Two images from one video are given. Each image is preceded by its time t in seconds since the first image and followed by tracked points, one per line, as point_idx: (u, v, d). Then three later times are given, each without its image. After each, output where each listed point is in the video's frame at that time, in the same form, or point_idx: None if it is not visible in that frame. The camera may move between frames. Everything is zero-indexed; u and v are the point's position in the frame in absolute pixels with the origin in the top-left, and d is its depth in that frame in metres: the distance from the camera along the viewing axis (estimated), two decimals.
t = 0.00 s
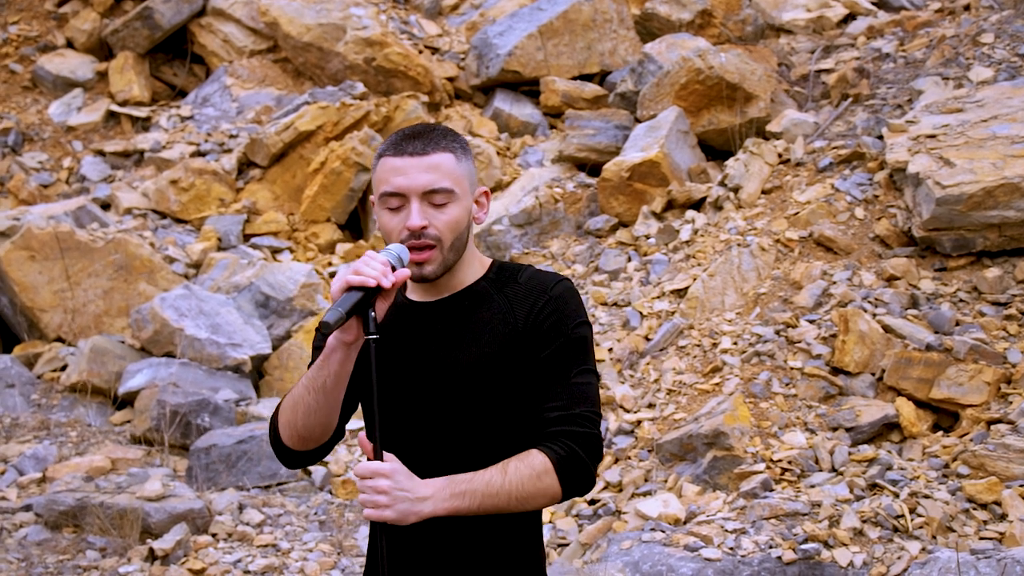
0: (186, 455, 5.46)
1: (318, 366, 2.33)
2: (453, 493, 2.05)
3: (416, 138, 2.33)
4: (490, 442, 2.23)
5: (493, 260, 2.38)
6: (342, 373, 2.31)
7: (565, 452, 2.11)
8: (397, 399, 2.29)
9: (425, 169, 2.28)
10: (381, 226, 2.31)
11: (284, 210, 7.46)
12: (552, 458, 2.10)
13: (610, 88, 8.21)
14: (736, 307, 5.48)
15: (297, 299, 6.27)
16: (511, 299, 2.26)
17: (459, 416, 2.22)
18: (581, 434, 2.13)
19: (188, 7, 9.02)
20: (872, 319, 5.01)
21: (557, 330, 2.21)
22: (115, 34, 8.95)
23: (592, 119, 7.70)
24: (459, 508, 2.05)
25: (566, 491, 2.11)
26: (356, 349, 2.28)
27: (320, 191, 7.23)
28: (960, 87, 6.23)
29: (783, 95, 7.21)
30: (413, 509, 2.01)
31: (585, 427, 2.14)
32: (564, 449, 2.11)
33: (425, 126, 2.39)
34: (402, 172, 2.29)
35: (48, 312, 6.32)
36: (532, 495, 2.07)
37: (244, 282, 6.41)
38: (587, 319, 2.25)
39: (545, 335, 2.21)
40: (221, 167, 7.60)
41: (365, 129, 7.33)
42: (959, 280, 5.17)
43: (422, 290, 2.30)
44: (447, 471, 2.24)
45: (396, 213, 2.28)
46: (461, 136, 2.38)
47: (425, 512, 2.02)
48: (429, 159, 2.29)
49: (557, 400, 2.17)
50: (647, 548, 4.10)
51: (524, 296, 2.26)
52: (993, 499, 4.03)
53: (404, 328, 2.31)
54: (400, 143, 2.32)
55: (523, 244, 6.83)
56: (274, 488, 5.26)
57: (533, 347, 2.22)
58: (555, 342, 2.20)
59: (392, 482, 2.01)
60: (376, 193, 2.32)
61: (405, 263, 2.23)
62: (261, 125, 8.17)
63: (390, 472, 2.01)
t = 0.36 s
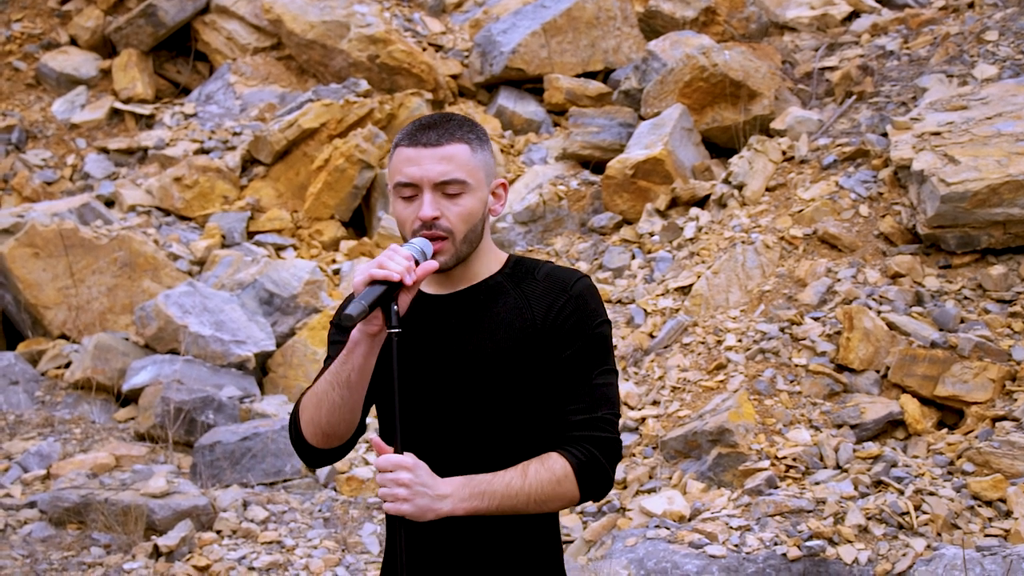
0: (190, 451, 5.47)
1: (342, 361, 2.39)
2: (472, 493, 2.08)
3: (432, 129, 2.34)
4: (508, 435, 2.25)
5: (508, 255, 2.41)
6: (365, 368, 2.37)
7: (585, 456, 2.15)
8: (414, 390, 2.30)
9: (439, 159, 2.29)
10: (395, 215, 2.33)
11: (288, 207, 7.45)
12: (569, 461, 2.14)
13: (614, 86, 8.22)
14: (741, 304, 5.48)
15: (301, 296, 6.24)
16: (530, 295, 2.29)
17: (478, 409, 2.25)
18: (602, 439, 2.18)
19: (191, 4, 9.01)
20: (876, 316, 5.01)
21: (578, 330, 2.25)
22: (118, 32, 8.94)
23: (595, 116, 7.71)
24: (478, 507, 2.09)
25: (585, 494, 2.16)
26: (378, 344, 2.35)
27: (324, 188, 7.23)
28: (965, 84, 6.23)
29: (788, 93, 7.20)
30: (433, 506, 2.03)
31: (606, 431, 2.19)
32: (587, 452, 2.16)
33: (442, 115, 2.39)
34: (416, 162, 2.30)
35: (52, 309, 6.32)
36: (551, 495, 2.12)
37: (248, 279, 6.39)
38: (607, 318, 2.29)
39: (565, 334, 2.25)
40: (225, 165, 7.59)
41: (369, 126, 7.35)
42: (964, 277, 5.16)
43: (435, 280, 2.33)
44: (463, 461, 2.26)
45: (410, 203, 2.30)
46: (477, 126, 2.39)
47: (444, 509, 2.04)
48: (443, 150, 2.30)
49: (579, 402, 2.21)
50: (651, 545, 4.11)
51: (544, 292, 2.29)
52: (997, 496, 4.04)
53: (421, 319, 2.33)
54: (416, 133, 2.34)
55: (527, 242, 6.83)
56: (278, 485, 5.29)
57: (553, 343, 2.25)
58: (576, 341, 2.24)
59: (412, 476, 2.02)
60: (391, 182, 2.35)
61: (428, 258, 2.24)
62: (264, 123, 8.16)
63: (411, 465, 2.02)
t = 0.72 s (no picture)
0: (185, 455, 5.26)
1: (356, 355, 2.20)
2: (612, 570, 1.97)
3: (445, 115, 2.25)
4: (538, 446, 2.09)
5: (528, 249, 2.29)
6: (381, 362, 2.19)
7: (664, 464, 2.06)
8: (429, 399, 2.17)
9: (456, 145, 2.19)
10: (408, 205, 2.21)
11: (285, 201, 7.22)
12: (659, 479, 2.06)
13: (624, 75, 7.98)
14: (757, 302, 5.28)
15: (299, 293, 6.02)
16: (548, 293, 2.15)
17: (501, 419, 2.10)
18: (666, 438, 2.08)
19: None
20: (899, 314, 4.82)
21: (606, 327, 2.12)
22: (108, 19, 8.68)
23: (605, 107, 7.50)
24: None
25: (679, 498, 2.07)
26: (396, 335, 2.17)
27: (322, 181, 7.00)
28: (990, 73, 6.02)
29: (805, 83, 6.98)
30: None
31: (665, 429, 2.09)
32: (656, 461, 2.07)
33: (452, 103, 2.31)
34: (431, 148, 2.19)
35: (40, 307, 6.09)
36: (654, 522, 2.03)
37: (244, 276, 6.16)
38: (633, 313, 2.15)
39: (592, 333, 2.12)
40: (219, 157, 7.36)
41: (369, 117, 7.12)
42: (991, 273, 4.96)
43: (451, 271, 2.20)
44: (486, 462, 2.10)
45: (425, 192, 2.19)
46: (489, 113, 2.30)
47: None
48: (460, 136, 2.21)
49: (630, 404, 2.10)
50: (665, 552, 3.91)
51: (563, 289, 2.15)
52: None
53: (433, 323, 2.20)
54: (427, 120, 2.24)
55: (533, 237, 6.61)
56: (275, 490, 5.08)
57: (577, 346, 2.12)
58: (608, 340, 2.12)
59: None
60: (403, 172, 2.23)
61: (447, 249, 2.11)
62: (260, 113, 7.92)
63: None
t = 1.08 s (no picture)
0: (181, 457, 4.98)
1: (386, 341, 1.99)
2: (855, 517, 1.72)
3: (482, 87, 2.09)
4: (602, 407, 1.93)
5: (564, 232, 2.11)
6: (413, 349, 1.97)
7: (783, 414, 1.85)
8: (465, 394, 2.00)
9: (496, 118, 2.04)
10: (441, 181, 2.05)
11: (285, 190, 6.95)
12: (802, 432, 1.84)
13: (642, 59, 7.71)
14: (783, 297, 5.05)
15: (301, 288, 5.77)
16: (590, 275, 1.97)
17: (545, 415, 1.93)
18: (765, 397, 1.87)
19: None
20: (933, 309, 4.59)
21: (658, 306, 1.94)
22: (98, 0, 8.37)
23: (622, 92, 7.23)
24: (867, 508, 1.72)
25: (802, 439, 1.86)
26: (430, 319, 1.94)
27: (324, 170, 6.71)
28: None
29: (831, 66, 6.77)
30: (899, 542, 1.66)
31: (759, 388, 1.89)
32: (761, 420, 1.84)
33: (488, 76, 2.16)
34: (469, 121, 2.04)
35: (28, 301, 5.82)
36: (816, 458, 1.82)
37: (243, 268, 5.88)
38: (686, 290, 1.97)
39: (643, 316, 1.94)
40: (216, 144, 7.09)
41: (372, 103, 6.92)
42: None
43: (486, 253, 2.03)
44: (527, 460, 1.94)
45: (460, 168, 2.03)
46: (528, 88, 2.15)
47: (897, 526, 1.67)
48: (499, 108, 2.06)
49: (711, 375, 1.91)
50: (690, 557, 3.96)
51: (607, 271, 1.97)
52: None
53: (465, 312, 2.03)
54: (465, 91, 2.09)
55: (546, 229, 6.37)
56: (277, 493, 4.80)
57: (627, 331, 1.94)
58: (667, 316, 1.94)
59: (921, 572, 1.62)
60: (436, 147, 2.07)
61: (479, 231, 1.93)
62: (258, 98, 7.65)
63: None
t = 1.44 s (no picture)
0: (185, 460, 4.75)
1: (437, 334, 1.97)
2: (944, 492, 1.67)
3: (535, 61, 2.10)
4: (667, 400, 1.91)
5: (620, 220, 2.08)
6: (464, 342, 1.95)
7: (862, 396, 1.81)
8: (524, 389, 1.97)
9: (550, 89, 2.03)
10: (493, 155, 2.02)
11: (290, 181, 6.68)
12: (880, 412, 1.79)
13: (663, 43, 7.50)
14: (816, 292, 4.84)
15: (309, 283, 5.51)
16: (653, 266, 1.96)
17: (611, 410, 1.91)
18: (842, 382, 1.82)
19: None
20: (975, 305, 4.38)
21: (723, 297, 1.93)
22: None
23: (644, 77, 7.02)
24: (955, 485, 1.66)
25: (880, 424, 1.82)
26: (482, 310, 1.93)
27: (332, 160, 6.47)
28: None
29: (863, 52, 6.46)
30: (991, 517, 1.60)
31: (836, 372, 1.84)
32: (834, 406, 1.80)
33: (541, 54, 2.16)
34: (522, 92, 2.03)
35: (22, 298, 5.55)
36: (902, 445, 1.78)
37: (248, 263, 5.65)
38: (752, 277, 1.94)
39: (708, 307, 1.93)
40: (218, 133, 6.83)
41: (382, 89, 6.69)
42: None
43: (540, 233, 1.99)
44: (591, 459, 1.92)
45: (513, 140, 2.00)
46: (582, 66, 2.14)
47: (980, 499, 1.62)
48: (552, 79, 2.04)
49: (785, 362, 1.87)
50: (721, 567, 3.74)
51: (670, 262, 1.95)
52: None
53: (522, 305, 2.00)
54: (518, 64, 2.08)
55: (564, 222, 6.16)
56: (286, 499, 4.57)
57: (691, 322, 1.93)
58: (734, 306, 1.92)
59: None
60: (488, 121, 2.05)
61: (534, 216, 1.87)
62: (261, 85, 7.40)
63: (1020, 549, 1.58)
